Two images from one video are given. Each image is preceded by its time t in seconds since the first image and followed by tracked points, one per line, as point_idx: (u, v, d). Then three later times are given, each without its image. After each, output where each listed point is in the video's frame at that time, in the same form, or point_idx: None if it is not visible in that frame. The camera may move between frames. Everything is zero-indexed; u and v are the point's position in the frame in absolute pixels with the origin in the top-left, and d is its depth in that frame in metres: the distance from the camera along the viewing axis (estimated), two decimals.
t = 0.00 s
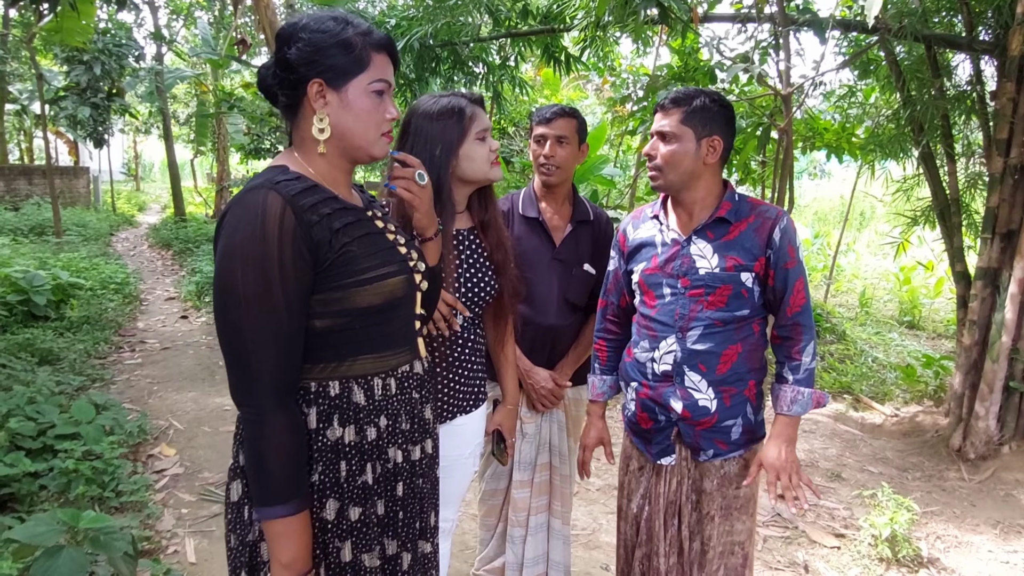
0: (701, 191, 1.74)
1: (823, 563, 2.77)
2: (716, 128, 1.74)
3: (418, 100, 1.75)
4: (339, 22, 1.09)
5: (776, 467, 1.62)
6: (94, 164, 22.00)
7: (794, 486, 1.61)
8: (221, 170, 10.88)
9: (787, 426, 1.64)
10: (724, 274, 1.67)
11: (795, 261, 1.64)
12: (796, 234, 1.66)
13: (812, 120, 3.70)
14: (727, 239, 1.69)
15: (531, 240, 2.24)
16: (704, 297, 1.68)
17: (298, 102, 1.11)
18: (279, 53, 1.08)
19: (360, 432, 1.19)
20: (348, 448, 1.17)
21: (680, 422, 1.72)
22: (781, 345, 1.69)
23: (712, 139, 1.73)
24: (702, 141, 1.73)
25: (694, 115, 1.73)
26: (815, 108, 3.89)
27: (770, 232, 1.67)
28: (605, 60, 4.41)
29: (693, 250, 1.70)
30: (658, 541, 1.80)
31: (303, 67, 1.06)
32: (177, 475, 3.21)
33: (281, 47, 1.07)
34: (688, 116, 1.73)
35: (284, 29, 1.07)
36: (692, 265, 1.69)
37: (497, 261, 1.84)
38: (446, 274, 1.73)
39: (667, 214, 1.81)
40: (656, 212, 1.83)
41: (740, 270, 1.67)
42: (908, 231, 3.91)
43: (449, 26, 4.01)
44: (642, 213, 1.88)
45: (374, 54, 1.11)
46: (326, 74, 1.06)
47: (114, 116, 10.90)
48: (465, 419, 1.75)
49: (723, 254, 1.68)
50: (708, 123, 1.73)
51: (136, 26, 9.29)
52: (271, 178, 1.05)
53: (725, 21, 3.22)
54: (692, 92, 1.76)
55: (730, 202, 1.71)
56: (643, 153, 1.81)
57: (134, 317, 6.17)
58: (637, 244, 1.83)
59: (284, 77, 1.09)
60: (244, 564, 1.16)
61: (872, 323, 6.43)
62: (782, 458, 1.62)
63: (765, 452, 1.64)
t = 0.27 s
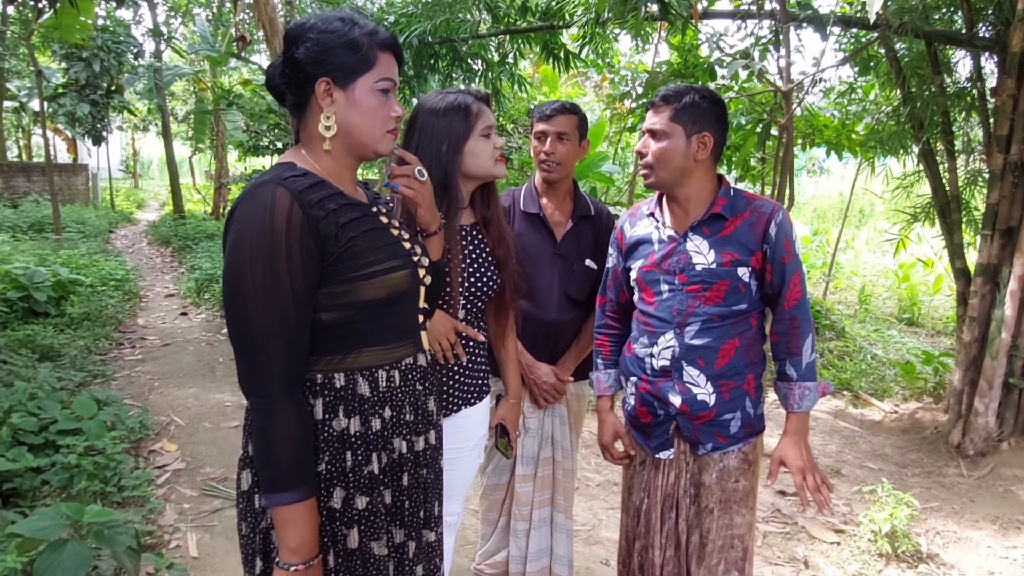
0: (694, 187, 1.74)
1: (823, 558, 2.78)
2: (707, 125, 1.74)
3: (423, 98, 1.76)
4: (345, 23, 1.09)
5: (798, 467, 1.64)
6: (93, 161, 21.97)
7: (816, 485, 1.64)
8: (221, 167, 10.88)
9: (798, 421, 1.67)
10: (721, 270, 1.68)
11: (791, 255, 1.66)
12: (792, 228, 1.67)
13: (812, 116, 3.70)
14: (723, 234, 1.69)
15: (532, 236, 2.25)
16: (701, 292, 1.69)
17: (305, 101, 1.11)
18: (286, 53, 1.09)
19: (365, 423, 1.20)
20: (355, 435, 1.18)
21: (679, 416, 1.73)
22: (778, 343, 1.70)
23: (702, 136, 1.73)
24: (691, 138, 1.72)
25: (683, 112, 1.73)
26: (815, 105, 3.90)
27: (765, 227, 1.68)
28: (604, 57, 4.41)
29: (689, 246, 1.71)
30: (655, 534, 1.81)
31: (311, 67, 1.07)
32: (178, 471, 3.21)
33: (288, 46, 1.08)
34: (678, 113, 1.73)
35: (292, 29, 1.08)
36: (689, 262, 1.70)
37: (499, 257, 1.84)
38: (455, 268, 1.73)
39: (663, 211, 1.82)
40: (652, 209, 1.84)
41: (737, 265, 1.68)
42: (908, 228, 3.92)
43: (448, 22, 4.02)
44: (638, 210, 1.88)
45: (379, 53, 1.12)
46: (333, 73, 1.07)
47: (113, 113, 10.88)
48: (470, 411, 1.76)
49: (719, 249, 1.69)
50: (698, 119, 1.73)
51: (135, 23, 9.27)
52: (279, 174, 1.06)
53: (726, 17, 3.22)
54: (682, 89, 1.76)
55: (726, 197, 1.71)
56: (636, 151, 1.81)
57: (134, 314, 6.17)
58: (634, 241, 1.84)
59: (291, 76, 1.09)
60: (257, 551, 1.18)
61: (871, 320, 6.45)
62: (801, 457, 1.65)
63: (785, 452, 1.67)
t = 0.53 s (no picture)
0: (685, 183, 1.74)
1: (822, 552, 2.79)
2: (694, 121, 1.73)
3: (423, 98, 1.77)
4: (346, 23, 1.11)
5: (793, 456, 1.66)
6: (92, 158, 21.94)
7: (809, 473, 1.66)
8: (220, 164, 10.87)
9: (796, 410, 1.68)
10: (717, 265, 1.69)
11: (785, 247, 1.67)
12: (785, 221, 1.68)
13: (811, 112, 3.70)
14: (718, 230, 1.70)
15: (532, 232, 2.25)
16: (699, 288, 1.69)
17: (308, 100, 1.10)
18: (287, 53, 1.08)
19: (369, 418, 1.21)
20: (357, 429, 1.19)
21: (681, 412, 1.73)
22: (774, 333, 1.72)
23: (690, 132, 1.72)
24: (679, 135, 1.72)
25: (671, 109, 1.73)
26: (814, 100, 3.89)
27: (760, 221, 1.69)
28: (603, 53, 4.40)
29: (685, 243, 1.71)
30: (657, 529, 1.82)
31: (319, 65, 1.07)
32: (179, 467, 3.22)
33: (289, 47, 1.08)
34: (666, 110, 1.73)
35: (292, 30, 1.07)
36: (685, 258, 1.71)
37: (500, 255, 1.85)
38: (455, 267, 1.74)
39: (655, 209, 1.81)
40: (645, 207, 1.83)
41: (733, 260, 1.69)
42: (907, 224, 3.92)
43: (447, 18, 4.01)
44: (631, 208, 1.88)
45: (380, 52, 1.15)
46: (342, 71, 1.09)
47: (111, 109, 10.86)
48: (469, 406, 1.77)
49: (714, 245, 1.69)
50: (686, 116, 1.73)
51: (133, 19, 9.25)
52: (279, 174, 1.06)
53: (724, 13, 3.21)
54: (669, 86, 1.76)
55: (718, 192, 1.71)
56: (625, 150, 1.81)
57: (133, 311, 6.17)
58: (628, 240, 1.84)
59: (294, 75, 1.09)
60: (265, 545, 1.18)
61: (870, 316, 6.45)
62: (796, 446, 1.67)
63: (780, 440, 1.68)
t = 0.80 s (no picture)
0: (683, 182, 1.74)
1: (827, 551, 2.79)
2: (690, 121, 1.74)
3: (432, 98, 1.79)
4: (356, 24, 1.14)
5: (794, 449, 1.67)
6: (98, 159, 22.05)
7: (809, 467, 1.67)
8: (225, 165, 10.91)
9: (797, 403, 1.68)
10: (719, 263, 1.69)
11: (784, 244, 1.68)
12: (783, 217, 1.70)
13: (815, 110, 3.69)
14: (718, 228, 1.70)
15: (538, 230, 2.25)
16: (701, 287, 1.70)
17: (325, 100, 1.11)
18: (306, 55, 1.08)
19: (376, 418, 1.21)
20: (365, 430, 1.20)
21: (687, 411, 1.73)
22: (774, 328, 1.72)
23: (685, 132, 1.73)
24: (673, 136, 1.73)
25: (666, 109, 1.74)
26: (818, 99, 3.88)
27: (759, 218, 1.70)
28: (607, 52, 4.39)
29: (686, 242, 1.71)
30: (667, 529, 1.80)
31: (341, 63, 1.10)
32: (184, 467, 3.24)
33: (308, 49, 1.08)
34: (660, 110, 1.74)
35: (304, 33, 1.08)
36: (686, 258, 1.70)
37: (505, 257, 1.86)
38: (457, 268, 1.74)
39: (654, 210, 1.80)
40: (642, 208, 1.82)
41: (734, 258, 1.70)
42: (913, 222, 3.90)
43: (450, 18, 4.01)
44: (628, 209, 1.86)
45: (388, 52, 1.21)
46: (363, 69, 1.13)
47: (117, 111, 10.91)
48: (473, 405, 1.77)
49: (715, 244, 1.70)
50: (681, 116, 1.74)
51: (138, 21, 9.28)
52: (297, 176, 1.06)
53: (728, 11, 3.20)
54: (664, 87, 1.77)
55: (716, 191, 1.72)
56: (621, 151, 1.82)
57: (139, 311, 6.20)
58: (627, 241, 1.83)
59: (313, 75, 1.09)
60: (264, 546, 1.19)
61: (876, 314, 6.43)
62: (798, 440, 1.67)
63: (782, 433, 1.68)
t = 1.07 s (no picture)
0: (691, 181, 1.74)
1: (832, 551, 2.78)
2: (702, 121, 1.74)
3: (437, 95, 1.81)
4: (362, 25, 1.14)
5: (804, 452, 1.68)
6: (104, 160, 22.15)
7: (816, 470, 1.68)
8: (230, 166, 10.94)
9: (807, 406, 1.67)
10: (724, 261, 1.68)
11: (791, 243, 1.68)
12: (790, 217, 1.69)
13: (820, 109, 3.67)
14: (724, 226, 1.69)
15: (541, 229, 2.25)
16: (706, 285, 1.69)
17: (330, 100, 1.11)
18: (312, 54, 1.08)
19: (386, 415, 1.22)
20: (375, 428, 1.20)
21: (690, 411, 1.72)
22: (781, 330, 1.70)
23: (697, 131, 1.73)
24: (685, 133, 1.73)
25: (679, 106, 1.73)
26: (824, 97, 3.86)
27: (766, 217, 1.69)
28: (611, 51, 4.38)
29: (691, 240, 1.70)
30: (671, 530, 1.80)
31: (347, 64, 1.10)
32: (189, 467, 3.25)
33: (314, 47, 1.08)
34: (674, 108, 1.73)
35: (311, 33, 1.08)
36: (692, 255, 1.70)
37: (508, 257, 1.87)
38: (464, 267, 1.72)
39: (660, 207, 1.81)
40: (648, 206, 1.83)
41: (740, 256, 1.69)
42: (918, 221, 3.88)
43: (454, 18, 4.01)
44: (634, 207, 1.87)
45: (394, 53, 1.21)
46: (369, 71, 1.12)
47: (123, 112, 10.95)
48: (478, 406, 1.76)
49: (720, 242, 1.69)
50: (693, 114, 1.73)
51: (143, 22, 9.31)
52: (311, 175, 1.05)
53: (732, 10, 3.19)
54: (676, 85, 1.77)
55: (724, 190, 1.71)
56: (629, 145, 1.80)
57: (145, 311, 6.23)
58: (632, 239, 1.83)
59: (318, 76, 1.09)
60: (278, 547, 1.19)
61: (882, 314, 6.40)
62: (808, 443, 1.68)
63: (792, 436, 1.69)
